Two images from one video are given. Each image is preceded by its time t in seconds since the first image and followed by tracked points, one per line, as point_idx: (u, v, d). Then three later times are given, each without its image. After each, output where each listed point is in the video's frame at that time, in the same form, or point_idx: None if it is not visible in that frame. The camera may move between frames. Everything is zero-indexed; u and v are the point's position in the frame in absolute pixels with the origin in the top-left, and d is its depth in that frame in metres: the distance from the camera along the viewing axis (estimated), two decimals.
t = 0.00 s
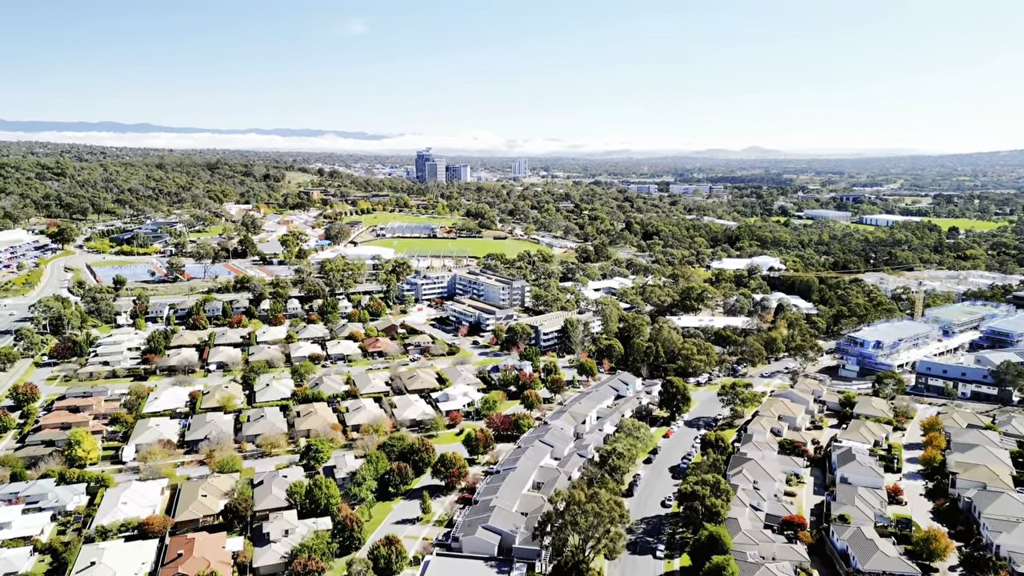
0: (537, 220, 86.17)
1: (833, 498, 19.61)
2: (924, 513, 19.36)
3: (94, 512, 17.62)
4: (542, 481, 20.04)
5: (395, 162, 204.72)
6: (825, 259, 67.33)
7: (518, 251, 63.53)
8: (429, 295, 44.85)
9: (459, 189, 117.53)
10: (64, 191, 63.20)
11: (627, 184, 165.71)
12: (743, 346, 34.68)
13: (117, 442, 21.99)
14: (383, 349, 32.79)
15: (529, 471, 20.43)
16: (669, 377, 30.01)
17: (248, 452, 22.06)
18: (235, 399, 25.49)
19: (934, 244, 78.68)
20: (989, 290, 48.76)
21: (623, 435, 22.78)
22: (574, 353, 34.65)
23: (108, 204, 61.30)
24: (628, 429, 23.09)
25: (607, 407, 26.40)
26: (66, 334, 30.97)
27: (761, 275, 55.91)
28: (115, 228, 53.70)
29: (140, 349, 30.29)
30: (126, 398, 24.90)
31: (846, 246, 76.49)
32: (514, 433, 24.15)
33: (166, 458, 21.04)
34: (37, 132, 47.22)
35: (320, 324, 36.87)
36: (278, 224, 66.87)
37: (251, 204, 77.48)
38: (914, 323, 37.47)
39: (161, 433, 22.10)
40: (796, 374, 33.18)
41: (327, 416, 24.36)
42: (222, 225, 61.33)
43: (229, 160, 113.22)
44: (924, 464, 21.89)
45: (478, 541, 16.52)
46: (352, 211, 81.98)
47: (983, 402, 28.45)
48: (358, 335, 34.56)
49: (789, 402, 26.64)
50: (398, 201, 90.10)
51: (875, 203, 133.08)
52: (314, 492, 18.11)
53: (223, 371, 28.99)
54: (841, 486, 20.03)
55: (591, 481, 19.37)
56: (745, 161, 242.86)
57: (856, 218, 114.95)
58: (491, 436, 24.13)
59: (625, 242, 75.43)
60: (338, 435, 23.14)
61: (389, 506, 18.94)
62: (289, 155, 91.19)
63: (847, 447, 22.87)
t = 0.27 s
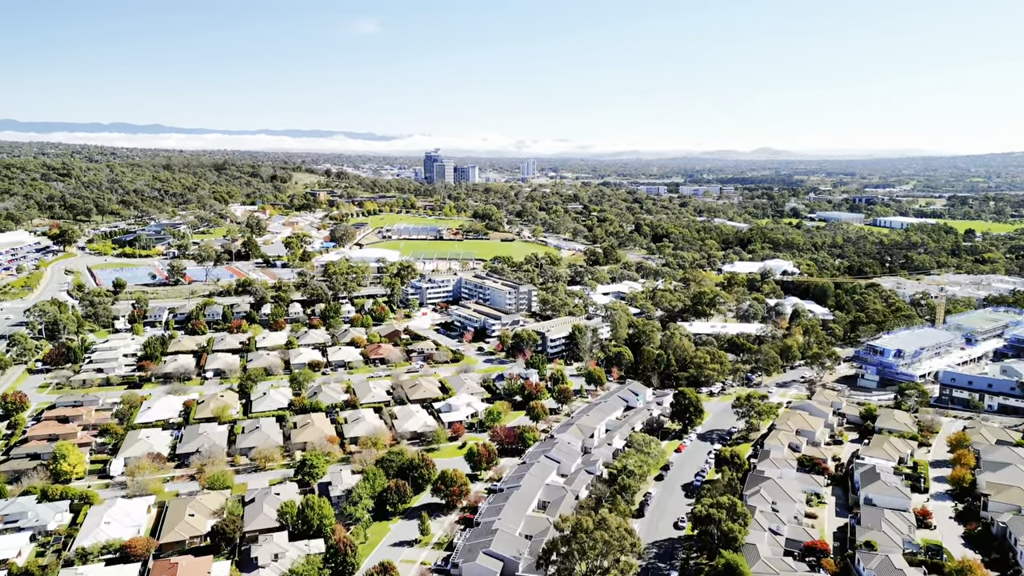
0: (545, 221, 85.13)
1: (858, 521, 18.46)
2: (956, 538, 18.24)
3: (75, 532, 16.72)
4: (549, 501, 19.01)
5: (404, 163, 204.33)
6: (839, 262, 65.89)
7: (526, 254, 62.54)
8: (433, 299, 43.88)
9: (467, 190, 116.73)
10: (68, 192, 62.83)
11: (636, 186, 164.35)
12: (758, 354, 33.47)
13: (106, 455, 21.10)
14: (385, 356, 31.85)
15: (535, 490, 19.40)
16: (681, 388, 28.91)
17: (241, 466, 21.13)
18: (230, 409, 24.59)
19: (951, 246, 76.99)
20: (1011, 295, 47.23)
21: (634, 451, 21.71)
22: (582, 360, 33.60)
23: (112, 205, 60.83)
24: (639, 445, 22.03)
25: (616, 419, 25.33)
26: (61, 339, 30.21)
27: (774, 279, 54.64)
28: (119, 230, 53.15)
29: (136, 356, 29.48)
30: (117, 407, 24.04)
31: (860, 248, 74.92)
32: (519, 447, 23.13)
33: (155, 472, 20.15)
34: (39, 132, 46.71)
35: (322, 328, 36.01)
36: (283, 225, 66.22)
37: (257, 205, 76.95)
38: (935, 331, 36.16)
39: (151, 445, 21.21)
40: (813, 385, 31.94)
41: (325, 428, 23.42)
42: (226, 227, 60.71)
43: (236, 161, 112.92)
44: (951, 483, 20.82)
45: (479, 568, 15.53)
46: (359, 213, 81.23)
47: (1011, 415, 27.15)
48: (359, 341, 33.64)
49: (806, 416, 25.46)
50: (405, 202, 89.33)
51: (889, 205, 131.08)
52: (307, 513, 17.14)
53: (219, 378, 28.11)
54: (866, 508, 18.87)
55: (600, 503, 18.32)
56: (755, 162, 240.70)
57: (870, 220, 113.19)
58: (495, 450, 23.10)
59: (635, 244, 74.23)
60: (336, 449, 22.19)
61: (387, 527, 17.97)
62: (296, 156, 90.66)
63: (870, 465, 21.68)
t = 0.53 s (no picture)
0: (556, 223, 84.06)
1: (889, 549, 17.23)
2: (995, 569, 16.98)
3: (56, 555, 15.88)
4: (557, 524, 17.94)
5: (415, 164, 203.96)
6: (858, 266, 64.26)
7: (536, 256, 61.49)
8: (441, 303, 42.91)
9: (477, 191, 115.89)
10: (76, 193, 62.59)
11: (648, 187, 162.83)
12: (776, 363, 32.17)
13: (96, 469, 20.28)
14: (389, 364, 30.89)
15: (542, 511, 18.33)
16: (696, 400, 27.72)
17: (235, 482, 20.23)
18: (226, 420, 23.70)
19: (972, 250, 75.02)
20: None
21: (647, 469, 20.59)
22: (593, 369, 32.49)
23: (120, 207, 60.46)
24: (653, 463, 20.90)
25: (628, 433, 24.22)
26: (59, 345, 29.51)
27: (791, 284, 53.22)
28: (125, 231, 52.70)
29: (133, 362, 28.69)
30: (110, 418, 23.22)
31: (879, 252, 73.18)
32: (526, 463, 22.07)
33: (144, 488, 19.27)
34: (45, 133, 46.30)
35: (325, 334, 35.15)
36: (291, 227, 65.63)
37: (266, 207, 76.50)
38: (962, 340, 34.68)
39: (142, 459, 20.34)
40: (834, 396, 30.62)
41: (324, 440, 22.48)
42: (233, 229, 60.15)
43: (247, 162, 112.80)
44: (986, 507, 19.58)
45: None
46: (368, 214, 80.55)
47: None
48: (363, 347, 32.71)
49: (829, 431, 24.20)
50: (415, 204, 88.59)
51: (906, 206, 128.72)
52: (300, 536, 16.17)
53: (218, 387, 27.27)
54: (897, 535, 17.64)
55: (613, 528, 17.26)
56: (769, 163, 238.11)
57: (887, 222, 111.07)
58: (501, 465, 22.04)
59: (647, 246, 72.97)
60: (335, 464, 21.24)
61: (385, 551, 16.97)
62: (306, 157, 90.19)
63: (899, 487, 20.43)
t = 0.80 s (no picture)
0: (567, 225, 82.93)
1: None
2: None
3: None
4: (567, 550, 16.83)
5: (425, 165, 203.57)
6: (876, 270, 62.62)
7: (546, 259, 60.39)
8: (448, 308, 41.92)
9: (488, 192, 114.96)
10: (84, 194, 62.29)
11: (661, 188, 161.23)
12: (795, 374, 30.86)
13: (84, 484, 19.41)
14: (393, 372, 29.91)
15: (551, 535, 17.23)
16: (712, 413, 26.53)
17: (228, 499, 19.29)
18: (222, 432, 22.77)
19: (994, 253, 73.06)
20: None
21: (662, 491, 19.44)
22: (604, 378, 31.35)
23: (127, 208, 60.04)
24: (669, 482, 19.74)
25: (641, 449, 23.07)
26: (55, 350, 28.72)
27: (808, 289, 51.81)
28: (131, 233, 52.18)
29: (130, 369, 27.83)
30: (103, 428, 22.37)
31: (898, 255, 71.42)
32: (534, 480, 20.97)
33: (132, 505, 18.37)
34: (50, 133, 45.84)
35: (329, 339, 34.26)
36: (299, 228, 65.00)
37: (274, 208, 76.02)
38: (991, 349, 33.15)
39: (130, 474, 19.42)
40: (856, 409, 29.32)
41: (322, 455, 21.50)
42: (240, 230, 59.55)
43: (257, 163, 112.64)
44: None
45: None
46: (377, 216, 79.86)
47: None
48: (367, 354, 31.76)
49: (854, 448, 22.90)
50: (424, 205, 87.84)
51: (925, 208, 126.29)
52: (292, 563, 15.16)
53: (216, 395, 26.39)
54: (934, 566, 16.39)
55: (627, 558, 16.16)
56: (783, 164, 235.44)
57: (905, 225, 108.93)
58: (508, 483, 20.96)
59: (660, 249, 71.68)
60: (332, 481, 20.22)
61: None
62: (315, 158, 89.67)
63: (933, 511, 19.15)
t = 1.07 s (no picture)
0: (579, 226, 81.74)
1: None
2: None
3: None
4: None
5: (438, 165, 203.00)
6: (898, 274, 60.86)
7: (558, 262, 59.27)
8: (457, 312, 40.92)
9: (500, 193, 113.88)
10: (94, 195, 62.07)
11: (675, 188, 159.36)
12: (818, 384, 29.50)
13: (73, 499, 18.60)
14: (398, 379, 28.95)
15: (561, 561, 16.14)
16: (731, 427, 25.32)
17: (221, 517, 18.40)
18: (218, 444, 21.91)
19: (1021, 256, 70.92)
20: None
21: (679, 513, 18.31)
22: (617, 387, 30.23)
23: (136, 208, 59.67)
24: (687, 504, 18.58)
25: (655, 465, 21.94)
26: (54, 356, 28.05)
27: (828, 294, 50.29)
28: (138, 234, 51.72)
29: (129, 375, 27.10)
30: (96, 440, 21.59)
31: (920, 258, 69.48)
32: (543, 499, 19.89)
33: (120, 523, 17.53)
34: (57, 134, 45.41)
35: (334, 345, 33.39)
36: (308, 229, 64.37)
37: (285, 209, 75.50)
38: None
39: (120, 489, 18.58)
40: (883, 423, 27.97)
41: (321, 469, 20.55)
42: (249, 231, 58.97)
43: (269, 163, 112.48)
44: None
45: None
46: (387, 217, 79.11)
47: None
48: (372, 361, 30.82)
49: (884, 467, 21.55)
50: (436, 206, 87.00)
51: (946, 210, 123.62)
52: None
53: (215, 404, 25.55)
54: None
55: None
56: (799, 164, 232.44)
57: (926, 227, 106.55)
58: (514, 501, 19.90)
59: (674, 251, 70.26)
60: (331, 498, 19.27)
61: None
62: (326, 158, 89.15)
63: (971, 538, 17.86)
